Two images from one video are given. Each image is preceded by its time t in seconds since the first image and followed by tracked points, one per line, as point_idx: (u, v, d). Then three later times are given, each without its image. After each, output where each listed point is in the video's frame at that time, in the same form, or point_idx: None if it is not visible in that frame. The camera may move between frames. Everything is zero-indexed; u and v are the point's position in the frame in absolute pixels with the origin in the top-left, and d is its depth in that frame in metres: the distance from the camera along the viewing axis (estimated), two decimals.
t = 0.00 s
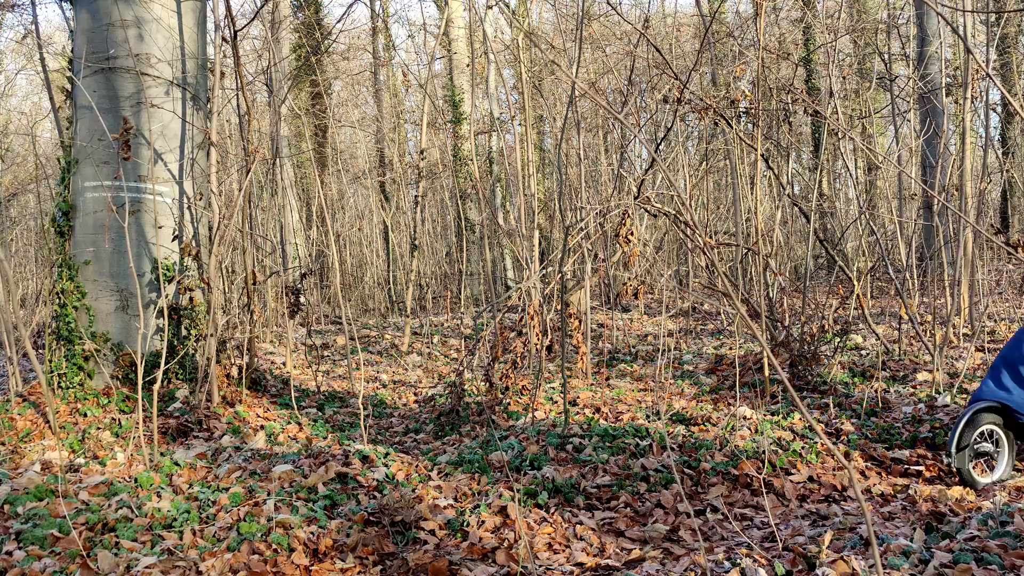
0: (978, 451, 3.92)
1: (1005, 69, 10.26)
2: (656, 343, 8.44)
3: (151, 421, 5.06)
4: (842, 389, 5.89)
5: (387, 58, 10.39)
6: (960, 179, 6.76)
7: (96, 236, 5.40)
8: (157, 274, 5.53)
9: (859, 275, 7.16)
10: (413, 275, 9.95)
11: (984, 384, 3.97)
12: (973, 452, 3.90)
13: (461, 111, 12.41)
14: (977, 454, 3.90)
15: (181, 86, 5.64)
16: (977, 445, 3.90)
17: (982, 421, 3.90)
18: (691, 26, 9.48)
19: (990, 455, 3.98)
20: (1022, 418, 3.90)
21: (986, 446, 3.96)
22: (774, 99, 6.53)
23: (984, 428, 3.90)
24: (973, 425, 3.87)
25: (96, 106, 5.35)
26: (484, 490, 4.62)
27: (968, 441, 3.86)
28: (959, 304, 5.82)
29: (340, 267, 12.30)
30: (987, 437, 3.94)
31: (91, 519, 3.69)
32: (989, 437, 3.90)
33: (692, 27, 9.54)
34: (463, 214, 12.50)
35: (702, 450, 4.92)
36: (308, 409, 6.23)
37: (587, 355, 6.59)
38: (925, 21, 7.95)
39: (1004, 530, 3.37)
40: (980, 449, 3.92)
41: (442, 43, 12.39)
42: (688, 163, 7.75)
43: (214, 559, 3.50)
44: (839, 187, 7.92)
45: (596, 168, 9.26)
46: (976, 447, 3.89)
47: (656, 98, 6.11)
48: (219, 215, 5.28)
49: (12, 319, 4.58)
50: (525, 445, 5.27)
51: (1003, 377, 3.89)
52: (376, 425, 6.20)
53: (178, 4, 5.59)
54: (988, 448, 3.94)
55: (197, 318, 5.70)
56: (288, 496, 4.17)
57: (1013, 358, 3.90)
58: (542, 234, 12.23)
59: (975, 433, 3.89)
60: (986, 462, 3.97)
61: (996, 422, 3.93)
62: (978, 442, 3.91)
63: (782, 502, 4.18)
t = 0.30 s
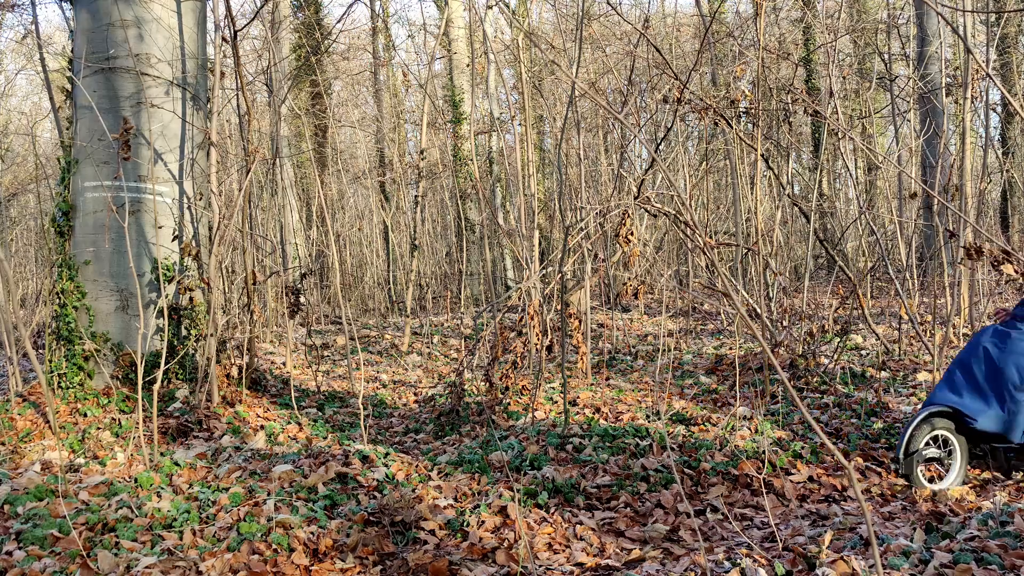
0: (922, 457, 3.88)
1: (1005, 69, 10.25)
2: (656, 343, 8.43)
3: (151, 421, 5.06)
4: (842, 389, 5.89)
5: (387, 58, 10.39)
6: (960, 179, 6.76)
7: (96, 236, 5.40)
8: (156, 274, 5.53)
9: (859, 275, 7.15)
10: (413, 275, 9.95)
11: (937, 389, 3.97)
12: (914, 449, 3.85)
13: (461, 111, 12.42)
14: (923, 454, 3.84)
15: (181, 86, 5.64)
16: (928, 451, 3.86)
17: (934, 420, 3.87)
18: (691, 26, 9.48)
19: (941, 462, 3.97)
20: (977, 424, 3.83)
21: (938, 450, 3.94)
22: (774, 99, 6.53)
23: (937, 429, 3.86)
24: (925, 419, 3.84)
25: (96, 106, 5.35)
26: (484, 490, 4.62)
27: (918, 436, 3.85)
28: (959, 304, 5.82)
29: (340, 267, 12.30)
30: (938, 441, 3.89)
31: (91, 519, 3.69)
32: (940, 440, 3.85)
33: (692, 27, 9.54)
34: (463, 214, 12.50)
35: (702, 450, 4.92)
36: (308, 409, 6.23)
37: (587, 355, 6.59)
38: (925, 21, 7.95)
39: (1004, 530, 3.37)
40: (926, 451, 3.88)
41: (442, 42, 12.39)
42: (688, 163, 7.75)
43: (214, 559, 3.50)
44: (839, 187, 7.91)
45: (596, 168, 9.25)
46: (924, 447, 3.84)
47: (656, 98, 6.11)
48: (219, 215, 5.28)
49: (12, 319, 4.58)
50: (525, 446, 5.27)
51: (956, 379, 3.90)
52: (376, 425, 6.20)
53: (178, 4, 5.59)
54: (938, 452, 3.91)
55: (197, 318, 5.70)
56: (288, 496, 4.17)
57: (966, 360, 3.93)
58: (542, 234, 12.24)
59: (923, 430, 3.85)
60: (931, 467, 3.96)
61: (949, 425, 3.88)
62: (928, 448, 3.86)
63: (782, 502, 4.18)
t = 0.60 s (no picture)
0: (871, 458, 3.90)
1: (1005, 69, 10.24)
2: (656, 343, 8.43)
3: (151, 421, 5.06)
4: (842, 389, 5.89)
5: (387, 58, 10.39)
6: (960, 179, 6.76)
7: (96, 236, 5.40)
8: (157, 274, 5.53)
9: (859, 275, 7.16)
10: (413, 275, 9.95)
11: (894, 395, 4.10)
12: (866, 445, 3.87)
13: (461, 111, 12.44)
14: (874, 446, 3.88)
15: (181, 86, 5.64)
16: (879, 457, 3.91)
17: (887, 420, 3.97)
18: (691, 25, 9.48)
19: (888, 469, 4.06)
20: (932, 430, 3.93)
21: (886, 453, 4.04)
22: (774, 99, 6.53)
23: (890, 424, 3.97)
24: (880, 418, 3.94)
25: (96, 106, 5.35)
26: (484, 490, 4.62)
27: (872, 429, 3.91)
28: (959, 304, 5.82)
29: (340, 267, 12.30)
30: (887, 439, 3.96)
31: (91, 519, 3.70)
32: (893, 434, 3.95)
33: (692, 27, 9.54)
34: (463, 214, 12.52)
35: (702, 450, 4.92)
36: (308, 409, 6.23)
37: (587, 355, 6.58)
38: (925, 21, 7.95)
39: (1004, 529, 3.37)
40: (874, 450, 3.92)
41: (442, 42, 12.40)
42: (687, 163, 7.75)
43: (214, 559, 3.50)
44: (838, 187, 7.91)
45: (596, 168, 9.25)
46: (875, 438, 3.91)
47: (656, 98, 6.11)
48: (219, 215, 5.28)
49: (12, 318, 4.58)
50: (525, 445, 5.28)
51: (913, 385, 4.04)
52: (376, 425, 6.21)
53: (178, 4, 5.59)
54: (886, 453, 4.00)
55: (197, 318, 5.69)
56: (288, 496, 4.17)
57: (924, 368, 4.10)
58: (542, 234, 12.24)
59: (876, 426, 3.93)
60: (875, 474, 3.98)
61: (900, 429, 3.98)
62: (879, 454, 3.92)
63: (782, 502, 4.18)
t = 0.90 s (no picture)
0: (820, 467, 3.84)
1: (1006, 68, 10.23)
2: (656, 343, 8.43)
3: (151, 421, 5.06)
4: (842, 389, 5.89)
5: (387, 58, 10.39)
6: (960, 179, 6.77)
7: (96, 236, 5.40)
8: (157, 274, 5.53)
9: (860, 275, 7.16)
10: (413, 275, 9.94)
11: (848, 401, 4.09)
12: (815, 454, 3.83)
13: (461, 111, 12.45)
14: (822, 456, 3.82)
15: (181, 86, 5.64)
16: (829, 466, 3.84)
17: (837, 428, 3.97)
18: (691, 25, 9.48)
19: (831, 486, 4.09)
20: (881, 438, 3.91)
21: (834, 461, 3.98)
22: (774, 99, 6.53)
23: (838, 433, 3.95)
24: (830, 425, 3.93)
25: (96, 106, 5.35)
26: (483, 490, 4.62)
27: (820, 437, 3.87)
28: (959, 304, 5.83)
29: (340, 267, 12.30)
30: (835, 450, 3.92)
31: (91, 519, 3.70)
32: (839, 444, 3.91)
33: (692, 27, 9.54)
34: (463, 214, 12.55)
35: (702, 450, 4.93)
36: (308, 409, 6.23)
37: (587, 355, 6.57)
38: (925, 21, 7.96)
39: (1004, 529, 3.37)
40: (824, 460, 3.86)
41: (442, 42, 12.40)
42: (687, 163, 7.75)
43: (214, 559, 3.50)
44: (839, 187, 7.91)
45: (596, 168, 9.25)
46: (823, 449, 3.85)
47: (656, 98, 6.12)
48: (219, 215, 5.28)
49: (12, 318, 4.58)
50: (525, 445, 5.28)
51: (865, 391, 4.01)
52: (376, 425, 6.21)
53: (178, 4, 5.59)
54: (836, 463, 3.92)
55: (197, 318, 5.69)
56: (288, 496, 4.17)
57: (878, 373, 4.05)
58: (542, 234, 12.24)
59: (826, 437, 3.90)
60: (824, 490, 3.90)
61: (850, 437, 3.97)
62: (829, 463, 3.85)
63: (782, 503, 4.18)
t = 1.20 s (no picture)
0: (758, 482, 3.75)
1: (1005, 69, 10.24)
2: (656, 343, 8.43)
3: (151, 421, 5.06)
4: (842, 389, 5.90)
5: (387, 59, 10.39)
6: (960, 179, 6.78)
7: (96, 237, 5.40)
8: (157, 274, 5.53)
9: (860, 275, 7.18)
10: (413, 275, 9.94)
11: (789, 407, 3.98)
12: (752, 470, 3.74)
13: (461, 111, 12.48)
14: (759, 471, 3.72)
15: (181, 86, 5.63)
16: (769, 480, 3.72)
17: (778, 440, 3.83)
18: (691, 25, 9.48)
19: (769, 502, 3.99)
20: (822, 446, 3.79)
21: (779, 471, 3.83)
22: (774, 99, 6.53)
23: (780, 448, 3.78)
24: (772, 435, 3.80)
25: (96, 106, 5.35)
26: (484, 491, 4.62)
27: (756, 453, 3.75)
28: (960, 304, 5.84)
29: (340, 267, 12.30)
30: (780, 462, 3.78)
31: (91, 519, 3.70)
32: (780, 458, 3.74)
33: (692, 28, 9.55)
34: (463, 214, 12.58)
35: (702, 450, 4.94)
36: (308, 409, 6.23)
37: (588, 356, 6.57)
38: (925, 20, 7.96)
39: (1004, 529, 3.37)
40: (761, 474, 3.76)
41: (442, 43, 12.42)
42: (687, 163, 7.75)
43: (214, 559, 3.50)
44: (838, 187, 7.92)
45: (596, 168, 9.25)
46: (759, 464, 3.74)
47: (656, 98, 6.12)
48: (219, 215, 5.28)
49: (12, 319, 4.57)
50: (525, 445, 5.28)
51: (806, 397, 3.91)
52: (376, 425, 6.21)
53: (178, 4, 5.59)
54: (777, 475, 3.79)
55: (197, 318, 5.69)
56: (288, 496, 4.17)
57: (820, 381, 3.95)
58: (542, 234, 12.25)
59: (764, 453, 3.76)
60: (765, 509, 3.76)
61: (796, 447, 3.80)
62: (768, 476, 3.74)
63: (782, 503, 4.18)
